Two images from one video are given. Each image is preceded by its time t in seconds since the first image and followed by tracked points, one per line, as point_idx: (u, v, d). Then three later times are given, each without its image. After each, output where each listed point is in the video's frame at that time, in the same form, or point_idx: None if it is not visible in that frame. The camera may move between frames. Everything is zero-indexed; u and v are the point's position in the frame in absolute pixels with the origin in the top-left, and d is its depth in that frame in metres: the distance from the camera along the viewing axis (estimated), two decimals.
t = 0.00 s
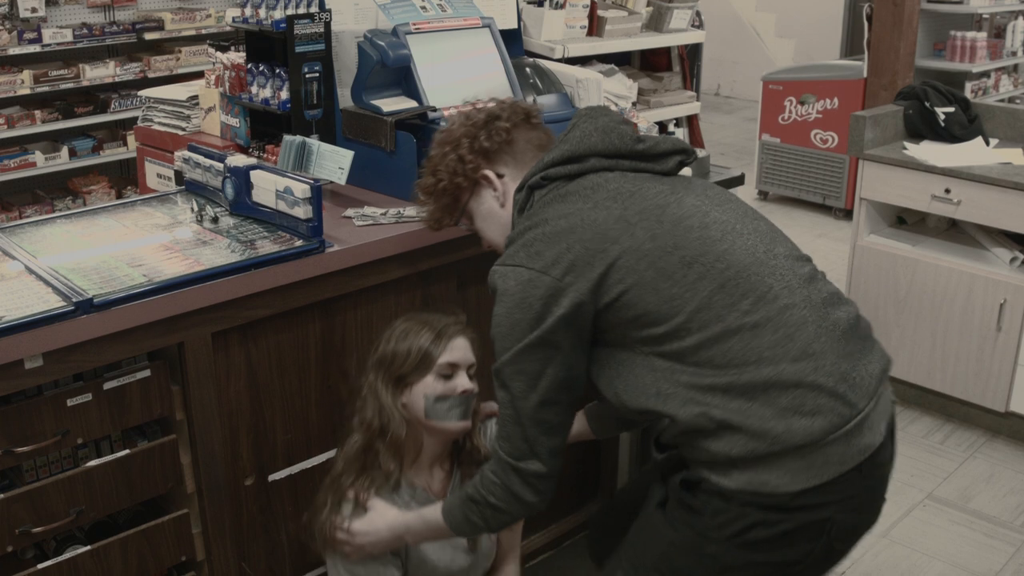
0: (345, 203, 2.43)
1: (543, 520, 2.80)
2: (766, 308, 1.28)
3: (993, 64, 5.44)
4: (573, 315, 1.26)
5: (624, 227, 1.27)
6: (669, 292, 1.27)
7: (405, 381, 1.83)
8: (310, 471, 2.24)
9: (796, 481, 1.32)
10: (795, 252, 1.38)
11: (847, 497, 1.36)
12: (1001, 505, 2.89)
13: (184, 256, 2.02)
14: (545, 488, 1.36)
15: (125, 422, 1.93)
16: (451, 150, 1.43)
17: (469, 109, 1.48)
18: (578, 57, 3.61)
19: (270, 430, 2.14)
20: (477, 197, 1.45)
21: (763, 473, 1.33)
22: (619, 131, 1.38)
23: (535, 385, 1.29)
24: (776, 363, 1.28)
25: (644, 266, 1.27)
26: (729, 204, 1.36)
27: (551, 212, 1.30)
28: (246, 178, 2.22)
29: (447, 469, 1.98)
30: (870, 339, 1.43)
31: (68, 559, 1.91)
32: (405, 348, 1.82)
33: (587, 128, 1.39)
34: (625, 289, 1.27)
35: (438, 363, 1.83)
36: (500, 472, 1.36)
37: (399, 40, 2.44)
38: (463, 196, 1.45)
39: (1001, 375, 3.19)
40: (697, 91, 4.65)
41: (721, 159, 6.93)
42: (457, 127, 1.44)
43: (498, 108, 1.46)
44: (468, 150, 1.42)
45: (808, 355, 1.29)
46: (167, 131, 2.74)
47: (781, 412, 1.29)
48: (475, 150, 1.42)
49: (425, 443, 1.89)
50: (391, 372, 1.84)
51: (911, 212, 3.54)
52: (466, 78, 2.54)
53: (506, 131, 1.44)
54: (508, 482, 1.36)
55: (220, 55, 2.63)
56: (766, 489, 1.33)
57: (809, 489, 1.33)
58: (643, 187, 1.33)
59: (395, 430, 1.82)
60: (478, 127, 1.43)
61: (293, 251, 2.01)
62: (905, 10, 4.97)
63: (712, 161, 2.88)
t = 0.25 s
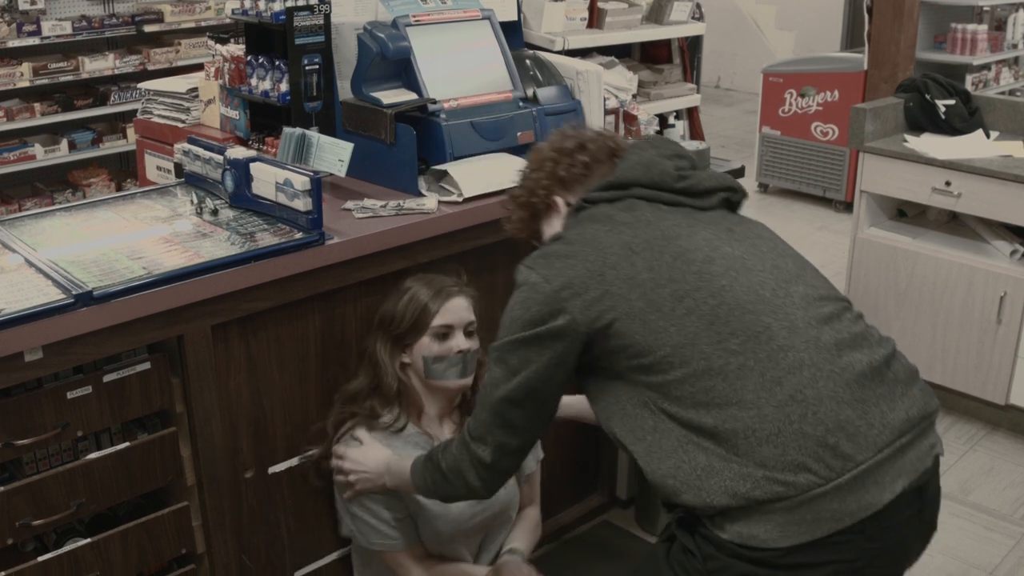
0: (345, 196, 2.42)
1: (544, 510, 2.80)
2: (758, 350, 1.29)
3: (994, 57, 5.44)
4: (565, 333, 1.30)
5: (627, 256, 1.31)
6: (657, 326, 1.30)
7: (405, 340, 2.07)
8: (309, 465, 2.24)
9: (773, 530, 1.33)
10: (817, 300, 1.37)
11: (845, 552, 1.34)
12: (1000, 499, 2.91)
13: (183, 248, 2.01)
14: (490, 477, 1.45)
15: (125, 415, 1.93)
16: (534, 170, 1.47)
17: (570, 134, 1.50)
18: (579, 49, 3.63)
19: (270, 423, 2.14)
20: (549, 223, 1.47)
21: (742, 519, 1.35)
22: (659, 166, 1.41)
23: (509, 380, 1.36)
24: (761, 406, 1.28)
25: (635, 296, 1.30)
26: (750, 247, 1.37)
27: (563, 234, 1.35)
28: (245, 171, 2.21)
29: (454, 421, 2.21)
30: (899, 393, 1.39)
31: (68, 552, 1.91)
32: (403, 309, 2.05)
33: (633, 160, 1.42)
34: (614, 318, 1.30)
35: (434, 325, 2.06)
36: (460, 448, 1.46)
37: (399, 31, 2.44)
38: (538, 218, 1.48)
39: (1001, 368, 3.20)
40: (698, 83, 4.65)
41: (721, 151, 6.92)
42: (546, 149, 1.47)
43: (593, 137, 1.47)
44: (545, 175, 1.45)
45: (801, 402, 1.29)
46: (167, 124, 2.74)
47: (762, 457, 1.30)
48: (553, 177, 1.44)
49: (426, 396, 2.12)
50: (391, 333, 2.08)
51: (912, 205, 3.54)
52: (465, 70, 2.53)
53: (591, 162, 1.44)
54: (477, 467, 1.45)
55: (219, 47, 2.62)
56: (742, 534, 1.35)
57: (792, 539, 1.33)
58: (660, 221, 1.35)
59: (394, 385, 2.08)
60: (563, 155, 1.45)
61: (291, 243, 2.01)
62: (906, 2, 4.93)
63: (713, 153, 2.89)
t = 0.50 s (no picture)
0: (344, 193, 2.42)
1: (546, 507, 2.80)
2: (803, 367, 1.37)
3: (994, 54, 5.44)
4: (615, 337, 1.39)
5: (682, 270, 1.40)
6: (708, 336, 1.39)
7: (411, 335, 2.08)
8: (309, 462, 2.24)
9: (805, 541, 1.40)
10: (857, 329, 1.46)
11: (864, 564, 1.42)
12: (1001, 496, 2.92)
13: (183, 246, 2.01)
14: (516, 475, 1.54)
15: (125, 412, 1.93)
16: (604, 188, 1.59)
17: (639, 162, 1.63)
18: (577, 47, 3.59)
19: (270, 420, 2.13)
20: (604, 239, 1.59)
21: (776, 530, 1.42)
22: (716, 194, 1.50)
23: (553, 379, 1.44)
24: (804, 419, 1.36)
25: (689, 306, 1.39)
26: (795, 273, 1.46)
27: (622, 246, 1.44)
28: (245, 168, 2.21)
29: (464, 415, 2.21)
30: (926, 423, 1.47)
31: (68, 549, 1.91)
32: (405, 305, 2.06)
33: (693, 186, 1.51)
34: (665, 327, 1.39)
35: (437, 317, 2.06)
36: (492, 444, 1.55)
37: (399, 29, 2.44)
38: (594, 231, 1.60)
39: (1001, 365, 3.20)
40: (698, 81, 4.65)
41: (720, 149, 6.92)
42: (619, 171, 1.60)
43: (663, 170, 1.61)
44: (615, 195, 1.58)
45: (842, 418, 1.37)
46: (166, 121, 2.74)
47: (801, 470, 1.37)
48: (622, 200, 1.58)
49: (434, 389, 2.13)
50: (396, 331, 2.09)
51: (912, 202, 3.54)
52: (465, 67, 2.53)
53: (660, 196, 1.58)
54: (506, 464, 1.54)
55: (219, 44, 2.62)
56: (775, 545, 1.42)
57: (824, 551, 1.40)
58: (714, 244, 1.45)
59: (400, 381, 2.09)
60: (637, 181, 1.58)
61: (291, 240, 2.00)
62: None
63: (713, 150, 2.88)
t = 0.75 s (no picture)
0: (344, 192, 2.42)
1: (547, 507, 2.81)
2: (830, 372, 1.46)
3: (994, 53, 5.43)
4: (642, 336, 1.49)
5: (713, 277, 1.50)
6: (737, 339, 1.48)
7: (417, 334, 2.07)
8: (310, 461, 2.24)
9: (827, 539, 1.49)
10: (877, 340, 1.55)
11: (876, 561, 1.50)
12: (1001, 496, 2.92)
13: (183, 245, 2.01)
14: (527, 467, 1.61)
15: (125, 411, 1.93)
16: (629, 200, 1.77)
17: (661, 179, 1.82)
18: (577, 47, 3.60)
19: (270, 420, 2.13)
20: (623, 245, 1.78)
21: (799, 530, 1.51)
22: (740, 207, 1.62)
23: (579, 376, 1.53)
24: (830, 422, 1.45)
25: (719, 310, 1.49)
26: (818, 285, 1.55)
27: (652, 251, 1.55)
28: (245, 168, 2.21)
29: (463, 412, 2.22)
30: (941, 434, 1.55)
31: (68, 549, 1.91)
32: (412, 305, 2.05)
33: (716, 200, 1.63)
34: (694, 329, 1.49)
35: (444, 318, 2.06)
36: (507, 438, 1.63)
37: (399, 28, 2.44)
38: (615, 237, 1.78)
39: (1001, 365, 3.20)
40: (698, 80, 4.65)
41: (720, 148, 6.92)
42: (644, 185, 1.78)
43: (682, 188, 1.79)
44: (640, 207, 1.76)
45: (866, 423, 1.46)
46: (167, 121, 2.74)
47: (826, 471, 1.46)
48: (646, 211, 1.76)
49: (434, 387, 2.13)
50: (399, 330, 2.09)
51: (912, 202, 3.54)
52: (465, 67, 2.53)
53: (678, 211, 1.76)
54: (520, 457, 1.61)
55: (219, 43, 2.62)
56: (798, 544, 1.51)
57: (846, 551, 1.49)
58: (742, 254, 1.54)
59: (402, 381, 2.08)
60: (660, 196, 1.76)
61: (291, 239, 2.00)
62: None
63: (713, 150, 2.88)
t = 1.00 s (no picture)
0: (344, 192, 2.42)
1: (547, 507, 2.81)
2: (842, 373, 1.47)
3: (994, 53, 5.44)
4: (651, 336, 1.49)
5: (723, 277, 1.50)
6: (748, 340, 1.48)
7: (415, 336, 2.08)
8: (310, 461, 2.24)
9: (837, 539, 1.49)
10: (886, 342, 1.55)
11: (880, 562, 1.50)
12: (1001, 496, 2.92)
13: (183, 245, 2.01)
14: (533, 466, 1.61)
15: (125, 411, 1.93)
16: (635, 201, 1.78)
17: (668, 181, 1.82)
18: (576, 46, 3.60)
19: (270, 420, 2.14)
20: (630, 247, 1.80)
21: (810, 530, 1.51)
22: (748, 209, 1.62)
23: (588, 376, 1.52)
24: (841, 422, 1.45)
25: (729, 311, 1.49)
26: (827, 286, 1.56)
27: (662, 252, 1.55)
28: (245, 167, 2.21)
29: (465, 410, 2.22)
30: (948, 436, 1.55)
31: (68, 549, 1.91)
32: (412, 305, 2.05)
33: (724, 202, 1.63)
34: (704, 330, 1.50)
35: (443, 319, 2.06)
36: (513, 437, 1.62)
37: (399, 28, 2.44)
38: (621, 239, 1.80)
39: (1000, 365, 3.20)
40: (697, 80, 4.65)
41: (720, 148, 6.92)
42: (651, 187, 1.78)
43: (689, 191, 1.80)
44: (646, 209, 1.76)
45: (877, 424, 1.46)
46: (166, 120, 2.74)
47: (838, 471, 1.46)
48: (652, 213, 1.76)
49: (435, 385, 2.13)
50: (399, 331, 2.09)
51: (911, 202, 3.54)
52: (465, 67, 2.53)
53: (684, 213, 1.77)
54: (525, 457, 1.61)
55: (218, 43, 2.62)
56: (809, 544, 1.51)
57: (856, 551, 1.49)
58: (750, 255, 1.54)
59: (404, 381, 2.08)
60: (666, 198, 1.77)
61: (291, 239, 2.00)
62: None
63: (713, 149, 2.88)
